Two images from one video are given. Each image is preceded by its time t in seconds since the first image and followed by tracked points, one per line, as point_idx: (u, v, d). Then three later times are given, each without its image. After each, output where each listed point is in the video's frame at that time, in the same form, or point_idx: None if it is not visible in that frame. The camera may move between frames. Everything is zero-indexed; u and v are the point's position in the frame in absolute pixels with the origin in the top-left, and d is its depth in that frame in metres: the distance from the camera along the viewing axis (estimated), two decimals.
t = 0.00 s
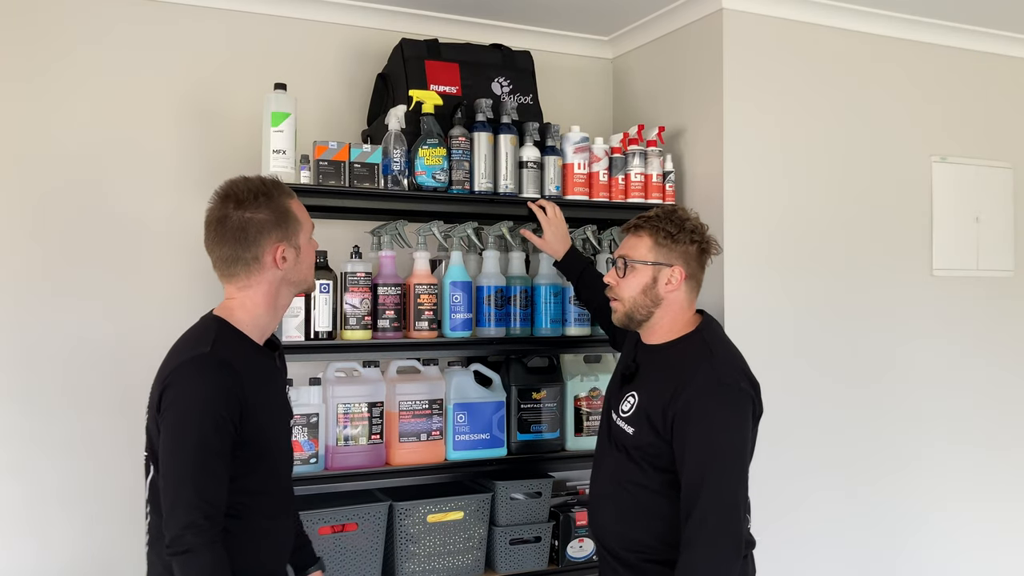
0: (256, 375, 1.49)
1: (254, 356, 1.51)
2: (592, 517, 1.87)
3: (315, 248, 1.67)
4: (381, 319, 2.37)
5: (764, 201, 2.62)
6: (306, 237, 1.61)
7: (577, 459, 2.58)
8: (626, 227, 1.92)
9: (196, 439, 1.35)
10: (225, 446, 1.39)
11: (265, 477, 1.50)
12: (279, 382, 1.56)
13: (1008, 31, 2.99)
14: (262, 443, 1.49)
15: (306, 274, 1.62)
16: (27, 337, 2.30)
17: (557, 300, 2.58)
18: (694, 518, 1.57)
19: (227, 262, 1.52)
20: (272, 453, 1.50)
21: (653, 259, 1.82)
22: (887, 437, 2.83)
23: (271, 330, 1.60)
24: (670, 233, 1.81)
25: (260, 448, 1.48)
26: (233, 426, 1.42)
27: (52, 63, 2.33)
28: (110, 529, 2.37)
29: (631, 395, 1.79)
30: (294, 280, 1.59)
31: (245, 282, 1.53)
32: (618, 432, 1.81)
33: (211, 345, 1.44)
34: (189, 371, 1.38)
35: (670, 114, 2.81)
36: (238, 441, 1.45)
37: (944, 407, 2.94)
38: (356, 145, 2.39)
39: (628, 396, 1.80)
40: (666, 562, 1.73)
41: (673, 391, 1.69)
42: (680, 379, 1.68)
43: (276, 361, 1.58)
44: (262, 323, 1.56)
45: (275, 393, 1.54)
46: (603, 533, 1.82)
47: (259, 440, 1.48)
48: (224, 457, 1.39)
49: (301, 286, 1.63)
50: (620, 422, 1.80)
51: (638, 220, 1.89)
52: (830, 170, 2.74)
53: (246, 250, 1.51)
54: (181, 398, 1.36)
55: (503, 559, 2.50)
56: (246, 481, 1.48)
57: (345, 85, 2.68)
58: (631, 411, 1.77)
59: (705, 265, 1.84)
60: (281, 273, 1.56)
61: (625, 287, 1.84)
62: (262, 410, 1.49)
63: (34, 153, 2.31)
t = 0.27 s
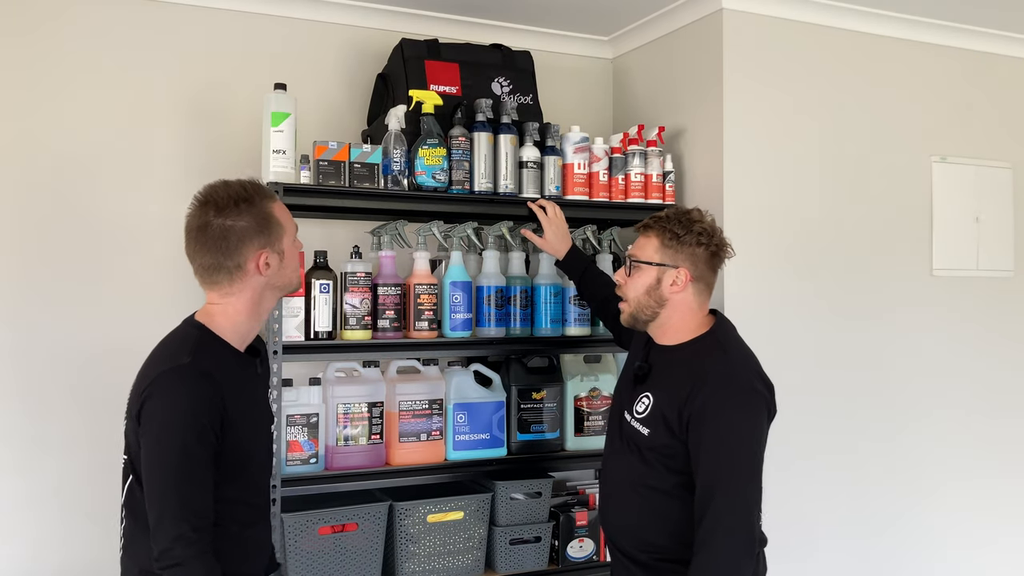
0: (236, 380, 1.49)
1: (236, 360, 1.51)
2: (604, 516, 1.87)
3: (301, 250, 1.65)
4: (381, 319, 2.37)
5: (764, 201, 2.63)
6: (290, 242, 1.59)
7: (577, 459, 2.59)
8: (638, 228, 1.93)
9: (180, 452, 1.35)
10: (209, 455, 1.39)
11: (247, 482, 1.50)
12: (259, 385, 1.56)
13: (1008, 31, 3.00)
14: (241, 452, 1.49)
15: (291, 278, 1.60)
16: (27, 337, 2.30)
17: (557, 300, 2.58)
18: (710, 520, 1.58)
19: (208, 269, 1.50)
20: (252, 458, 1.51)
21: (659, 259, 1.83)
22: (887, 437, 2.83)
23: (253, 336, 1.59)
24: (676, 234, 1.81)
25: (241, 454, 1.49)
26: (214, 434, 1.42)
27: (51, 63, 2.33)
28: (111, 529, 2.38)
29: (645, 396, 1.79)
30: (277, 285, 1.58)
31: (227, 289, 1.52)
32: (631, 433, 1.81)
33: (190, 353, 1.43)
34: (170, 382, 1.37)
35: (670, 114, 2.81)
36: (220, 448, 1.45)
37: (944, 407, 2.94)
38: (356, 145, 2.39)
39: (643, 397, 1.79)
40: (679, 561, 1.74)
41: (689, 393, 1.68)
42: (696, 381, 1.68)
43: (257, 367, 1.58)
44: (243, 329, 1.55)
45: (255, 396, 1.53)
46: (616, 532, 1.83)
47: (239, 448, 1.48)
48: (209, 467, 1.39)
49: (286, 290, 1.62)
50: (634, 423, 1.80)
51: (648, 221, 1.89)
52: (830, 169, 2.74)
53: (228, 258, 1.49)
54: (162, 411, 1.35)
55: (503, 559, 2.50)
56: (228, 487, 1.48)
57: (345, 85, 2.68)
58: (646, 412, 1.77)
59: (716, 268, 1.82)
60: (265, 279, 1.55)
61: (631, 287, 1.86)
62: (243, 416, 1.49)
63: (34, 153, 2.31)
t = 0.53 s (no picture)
0: (227, 380, 1.49)
1: (226, 361, 1.50)
2: (610, 515, 1.87)
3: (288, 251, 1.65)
4: (381, 319, 2.38)
5: (764, 201, 2.63)
6: (276, 242, 1.59)
7: (577, 459, 2.59)
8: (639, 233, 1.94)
9: (168, 455, 1.34)
10: (199, 457, 1.39)
11: (244, 483, 1.50)
12: (252, 385, 1.56)
13: (1008, 31, 2.99)
14: (236, 452, 1.48)
15: (277, 278, 1.61)
16: (27, 337, 2.30)
17: (557, 300, 2.58)
18: (725, 520, 1.58)
19: (194, 271, 1.50)
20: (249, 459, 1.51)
21: (656, 263, 1.84)
22: (887, 437, 2.83)
23: (242, 338, 1.59)
24: (671, 236, 1.81)
25: (236, 455, 1.48)
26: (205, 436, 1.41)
27: (51, 63, 2.33)
28: (111, 531, 2.38)
29: (652, 395, 1.78)
30: (264, 286, 1.58)
31: (214, 290, 1.52)
32: (638, 433, 1.80)
33: (178, 356, 1.43)
34: (159, 385, 1.37)
35: (670, 114, 2.81)
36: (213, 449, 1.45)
37: (944, 407, 2.94)
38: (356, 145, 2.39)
39: (650, 397, 1.79)
40: (686, 560, 1.74)
41: (698, 393, 1.69)
42: (706, 381, 1.68)
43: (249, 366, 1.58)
44: (231, 331, 1.55)
45: (248, 397, 1.53)
46: (624, 531, 1.82)
47: (234, 448, 1.48)
48: (198, 469, 1.39)
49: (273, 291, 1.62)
50: (641, 422, 1.79)
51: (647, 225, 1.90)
52: (830, 169, 2.74)
53: (214, 259, 1.49)
54: (150, 414, 1.35)
55: (503, 559, 2.50)
56: (224, 489, 1.48)
57: (345, 85, 2.68)
58: (653, 412, 1.76)
59: (718, 268, 1.80)
60: (251, 280, 1.55)
61: (633, 293, 1.88)
62: (236, 417, 1.48)
63: (34, 153, 2.31)
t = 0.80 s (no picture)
0: (241, 378, 1.49)
1: (240, 359, 1.51)
2: (612, 515, 1.87)
3: (290, 250, 1.65)
4: (381, 319, 2.37)
5: (764, 201, 2.63)
6: (278, 241, 1.59)
7: (577, 459, 2.59)
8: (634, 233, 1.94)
9: (186, 454, 1.35)
10: (216, 454, 1.39)
11: (258, 481, 1.50)
12: (264, 383, 1.56)
13: (1008, 31, 2.99)
14: (252, 449, 1.48)
15: (281, 276, 1.60)
16: (27, 338, 2.30)
17: (557, 300, 2.58)
18: (727, 520, 1.58)
19: (198, 273, 1.50)
20: (263, 457, 1.51)
21: (651, 264, 1.84)
22: (887, 437, 2.83)
23: (250, 336, 1.59)
24: (665, 237, 1.81)
25: (251, 452, 1.48)
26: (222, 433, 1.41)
27: (51, 63, 2.33)
28: (111, 531, 2.38)
29: (653, 395, 1.78)
30: (269, 284, 1.58)
31: (219, 291, 1.52)
32: (640, 432, 1.80)
33: (194, 353, 1.43)
34: (176, 384, 1.37)
35: (670, 114, 2.81)
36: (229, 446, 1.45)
37: (944, 407, 2.94)
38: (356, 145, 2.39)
39: (651, 396, 1.79)
40: (689, 559, 1.74)
41: (700, 392, 1.68)
42: (708, 380, 1.68)
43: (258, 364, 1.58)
44: (239, 330, 1.55)
45: (262, 395, 1.53)
46: (626, 530, 1.82)
47: (248, 446, 1.48)
48: (216, 466, 1.39)
49: (278, 288, 1.62)
50: (642, 421, 1.79)
51: (642, 225, 1.90)
52: (830, 169, 2.74)
53: (218, 260, 1.49)
54: (168, 409, 1.36)
55: (503, 559, 2.50)
56: (237, 486, 1.48)
57: (345, 85, 2.68)
58: (654, 411, 1.76)
59: (713, 265, 1.79)
60: (255, 280, 1.55)
61: (629, 293, 1.88)
62: (251, 414, 1.49)
63: (33, 153, 2.31)
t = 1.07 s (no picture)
0: (244, 377, 1.49)
1: (241, 358, 1.50)
2: (611, 514, 1.87)
3: (294, 251, 1.65)
4: (381, 319, 2.37)
5: (764, 201, 2.62)
6: (283, 242, 1.58)
7: (577, 459, 2.59)
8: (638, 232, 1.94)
9: (192, 451, 1.34)
10: (221, 453, 1.39)
11: (262, 479, 1.50)
12: (266, 382, 1.56)
13: (1008, 32, 2.99)
14: (255, 448, 1.48)
15: (285, 277, 1.60)
16: (26, 337, 2.29)
17: (557, 300, 2.58)
18: (722, 519, 1.58)
19: (202, 272, 1.50)
20: (267, 455, 1.51)
21: (654, 263, 1.84)
22: (887, 437, 2.83)
23: (253, 336, 1.59)
24: (668, 236, 1.81)
25: (255, 450, 1.48)
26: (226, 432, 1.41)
27: (51, 63, 2.33)
28: (111, 531, 2.38)
29: (654, 395, 1.78)
30: (273, 285, 1.58)
31: (222, 291, 1.52)
32: (640, 432, 1.80)
33: (196, 353, 1.43)
34: (179, 382, 1.37)
35: (670, 114, 2.81)
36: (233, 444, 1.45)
37: (944, 407, 2.94)
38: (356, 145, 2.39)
39: (651, 396, 1.78)
40: (688, 559, 1.74)
41: (699, 392, 1.68)
42: (707, 380, 1.68)
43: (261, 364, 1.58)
44: (242, 331, 1.55)
45: (264, 394, 1.53)
46: (625, 530, 1.82)
47: (251, 445, 1.48)
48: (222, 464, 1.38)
49: (282, 290, 1.61)
50: (643, 421, 1.79)
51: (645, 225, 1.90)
52: (830, 169, 2.74)
53: (222, 260, 1.49)
54: (173, 408, 1.35)
55: (503, 559, 2.49)
56: (241, 485, 1.48)
57: (345, 85, 2.68)
58: (654, 411, 1.76)
59: (715, 265, 1.79)
60: (258, 280, 1.55)
61: (631, 291, 1.88)
62: (254, 412, 1.48)
63: (33, 153, 2.31)
